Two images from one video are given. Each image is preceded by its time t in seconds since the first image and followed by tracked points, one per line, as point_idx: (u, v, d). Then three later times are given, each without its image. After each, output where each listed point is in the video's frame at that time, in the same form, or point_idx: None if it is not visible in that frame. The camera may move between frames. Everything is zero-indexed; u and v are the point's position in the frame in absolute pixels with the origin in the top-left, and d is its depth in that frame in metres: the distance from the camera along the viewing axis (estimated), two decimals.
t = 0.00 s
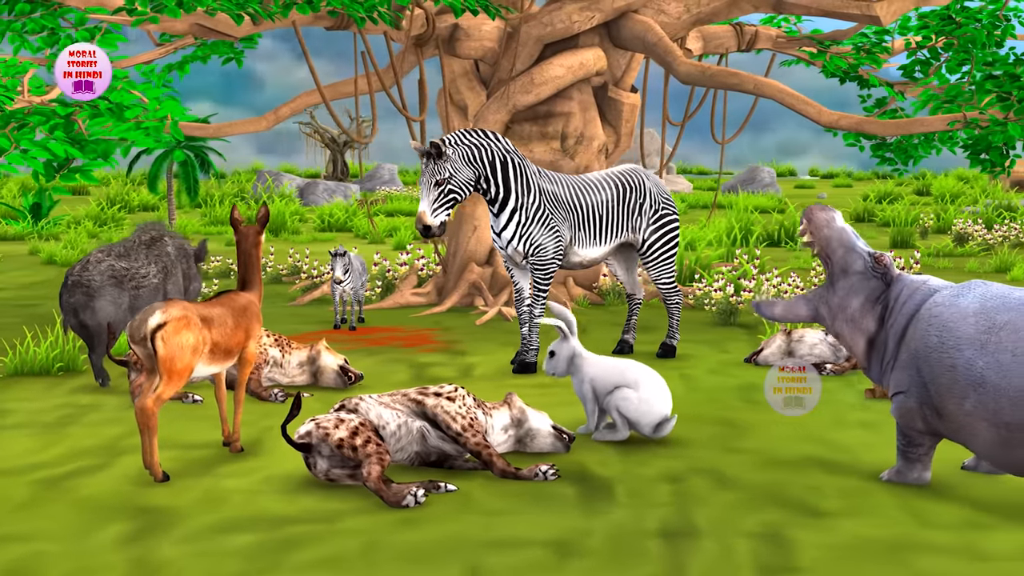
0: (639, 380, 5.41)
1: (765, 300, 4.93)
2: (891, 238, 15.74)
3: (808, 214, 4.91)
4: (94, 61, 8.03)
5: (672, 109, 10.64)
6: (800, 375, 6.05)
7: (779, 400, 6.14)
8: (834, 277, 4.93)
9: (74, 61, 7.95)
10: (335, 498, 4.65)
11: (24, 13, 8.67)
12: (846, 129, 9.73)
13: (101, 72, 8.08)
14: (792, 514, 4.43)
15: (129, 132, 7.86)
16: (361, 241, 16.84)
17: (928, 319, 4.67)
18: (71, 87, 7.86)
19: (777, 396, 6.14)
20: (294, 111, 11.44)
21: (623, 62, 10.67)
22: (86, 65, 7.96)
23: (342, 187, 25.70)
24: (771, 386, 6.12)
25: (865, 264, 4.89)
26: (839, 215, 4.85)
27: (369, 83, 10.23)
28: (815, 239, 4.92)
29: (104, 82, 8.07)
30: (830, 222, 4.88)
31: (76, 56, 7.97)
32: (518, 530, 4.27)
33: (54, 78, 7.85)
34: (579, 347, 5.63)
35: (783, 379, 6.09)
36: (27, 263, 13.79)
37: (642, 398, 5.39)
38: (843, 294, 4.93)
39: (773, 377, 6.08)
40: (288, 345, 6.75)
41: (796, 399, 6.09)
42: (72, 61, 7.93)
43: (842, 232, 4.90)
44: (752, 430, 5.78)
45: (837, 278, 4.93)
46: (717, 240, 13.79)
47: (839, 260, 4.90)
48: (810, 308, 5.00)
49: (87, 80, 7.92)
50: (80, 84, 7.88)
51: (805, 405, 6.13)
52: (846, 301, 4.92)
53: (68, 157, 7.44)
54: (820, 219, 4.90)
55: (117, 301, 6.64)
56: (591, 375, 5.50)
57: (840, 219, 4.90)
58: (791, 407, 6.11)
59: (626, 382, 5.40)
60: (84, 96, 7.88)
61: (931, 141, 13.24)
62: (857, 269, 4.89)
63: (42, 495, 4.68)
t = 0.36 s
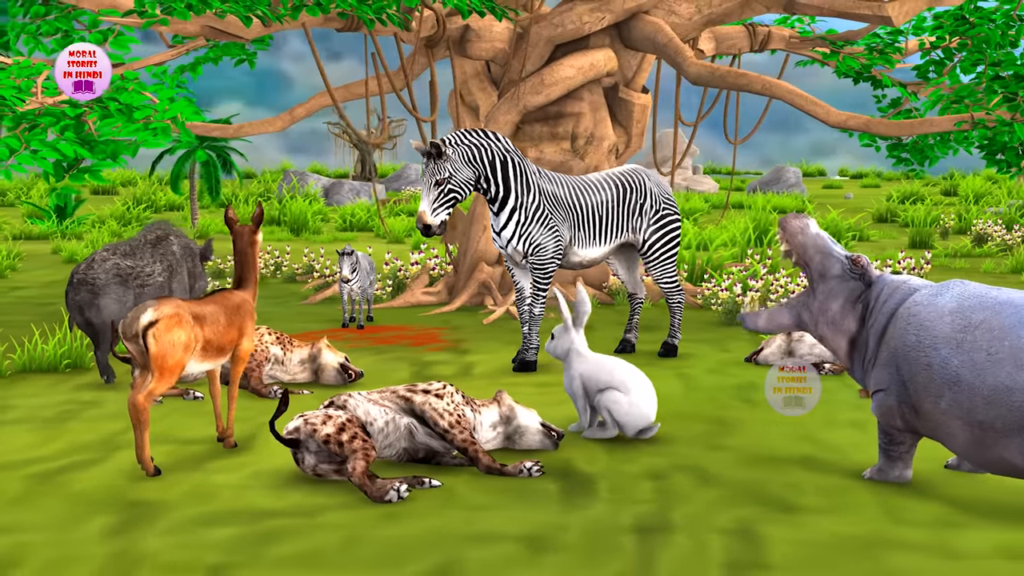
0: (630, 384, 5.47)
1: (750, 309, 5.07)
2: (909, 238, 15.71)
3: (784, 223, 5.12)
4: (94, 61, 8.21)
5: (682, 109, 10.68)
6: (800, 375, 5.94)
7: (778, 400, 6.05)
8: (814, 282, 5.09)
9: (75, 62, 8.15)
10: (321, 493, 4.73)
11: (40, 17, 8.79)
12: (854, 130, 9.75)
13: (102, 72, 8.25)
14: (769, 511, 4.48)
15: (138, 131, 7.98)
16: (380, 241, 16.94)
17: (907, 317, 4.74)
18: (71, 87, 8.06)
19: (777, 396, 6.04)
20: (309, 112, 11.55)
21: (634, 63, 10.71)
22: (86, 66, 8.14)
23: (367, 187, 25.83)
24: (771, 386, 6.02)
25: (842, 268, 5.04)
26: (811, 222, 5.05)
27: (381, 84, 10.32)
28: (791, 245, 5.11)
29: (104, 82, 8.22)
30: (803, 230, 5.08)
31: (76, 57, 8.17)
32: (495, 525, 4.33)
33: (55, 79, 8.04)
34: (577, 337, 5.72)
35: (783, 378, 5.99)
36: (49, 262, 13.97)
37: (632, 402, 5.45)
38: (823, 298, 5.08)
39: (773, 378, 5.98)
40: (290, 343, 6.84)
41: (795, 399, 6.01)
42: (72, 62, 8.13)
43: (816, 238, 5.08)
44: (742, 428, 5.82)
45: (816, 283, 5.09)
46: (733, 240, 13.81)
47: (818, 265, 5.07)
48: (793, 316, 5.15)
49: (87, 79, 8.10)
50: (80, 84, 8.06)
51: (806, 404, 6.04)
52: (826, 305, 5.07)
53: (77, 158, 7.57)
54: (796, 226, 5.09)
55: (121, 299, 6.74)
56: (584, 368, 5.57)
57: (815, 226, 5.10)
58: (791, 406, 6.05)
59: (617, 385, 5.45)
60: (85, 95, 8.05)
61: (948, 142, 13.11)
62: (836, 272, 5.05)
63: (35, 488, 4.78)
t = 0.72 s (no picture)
0: (632, 388, 5.54)
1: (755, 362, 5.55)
2: (928, 238, 15.68)
3: (755, 266, 5.61)
4: (94, 62, 8.54)
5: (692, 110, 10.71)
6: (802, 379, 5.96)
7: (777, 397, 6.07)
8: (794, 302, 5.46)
9: (74, 62, 8.40)
10: (308, 488, 4.83)
11: (53, 18, 9.00)
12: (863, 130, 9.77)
13: (103, 72, 8.59)
14: (747, 508, 4.55)
15: (146, 131, 8.12)
16: (400, 240, 17.04)
17: (887, 316, 4.89)
18: (71, 86, 8.28)
19: (776, 395, 6.05)
20: (324, 112, 11.66)
21: (645, 63, 10.76)
22: (86, 66, 8.43)
23: (390, 186, 25.95)
24: (771, 388, 6.01)
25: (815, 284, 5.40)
26: (773, 256, 5.52)
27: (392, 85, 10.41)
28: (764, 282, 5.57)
29: (104, 82, 8.52)
30: (771, 264, 5.55)
31: (76, 56, 8.43)
32: (475, 519, 4.42)
33: (55, 79, 8.27)
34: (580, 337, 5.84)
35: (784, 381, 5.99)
36: (70, 261, 14.15)
37: (633, 408, 5.53)
38: (807, 315, 5.41)
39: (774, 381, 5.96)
40: (293, 341, 6.91)
41: (795, 400, 6.06)
42: (73, 63, 8.42)
43: (786, 265, 5.50)
44: (733, 427, 5.89)
45: (798, 303, 5.45)
46: (748, 240, 13.84)
47: (795, 288, 5.46)
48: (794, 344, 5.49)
49: (86, 79, 8.34)
50: (79, 83, 8.30)
51: (803, 403, 6.10)
52: (809, 317, 5.38)
53: (88, 158, 7.71)
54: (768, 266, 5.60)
55: (127, 297, 6.87)
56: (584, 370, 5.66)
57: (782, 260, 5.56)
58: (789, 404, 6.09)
59: (621, 389, 5.52)
60: (84, 95, 8.28)
61: (963, 142, 13.07)
62: (813, 287, 5.39)
63: (31, 481, 4.90)
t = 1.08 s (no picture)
0: (625, 387, 5.59)
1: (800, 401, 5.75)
2: (943, 239, 15.66)
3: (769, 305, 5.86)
4: (94, 62, 8.66)
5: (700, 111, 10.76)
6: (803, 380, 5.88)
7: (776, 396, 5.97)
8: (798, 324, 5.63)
9: (75, 61, 8.50)
10: (300, 483, 4.91)
11: (69, 21, 9.22)
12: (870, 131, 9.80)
13: (103, 73, 8.68)
14: (729, 504, 4.60)
15: (152, 134, 8.28)
16: (417, 241, 17.13)
17: (876, 316, 4.93)
18: (70, 86, 8.38)
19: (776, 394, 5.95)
20: (336, 113, 11.76)
21: (654, 64, 10.82)
22: (86, 66, 8.54)
23: (411, 187, 26.06)
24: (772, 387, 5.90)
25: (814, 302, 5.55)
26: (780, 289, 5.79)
27: (402, 87, 10.51)
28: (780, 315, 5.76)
29: (104, 82, 8.63)
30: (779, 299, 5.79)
31: (76, 56, 8.52)
32: (459, 514, 4.49)
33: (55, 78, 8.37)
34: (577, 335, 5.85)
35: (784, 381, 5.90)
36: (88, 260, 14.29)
37: (625, 406, 5.59)
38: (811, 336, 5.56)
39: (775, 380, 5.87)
40: (295, 339, 7.01)
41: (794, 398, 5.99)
42: (72, 63, 8.54)
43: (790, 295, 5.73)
44: (726, 425, 5.94)
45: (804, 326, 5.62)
46: (761, 240, 13.86)
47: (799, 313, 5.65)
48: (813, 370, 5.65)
49: (85, 79, 8.44)
50: (79, 83, 8.40)
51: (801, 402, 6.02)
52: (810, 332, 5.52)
53: (100, 159, 7.83)
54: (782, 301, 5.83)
55: (132, 296, 6.98)
56: (580, 363, 5.64)
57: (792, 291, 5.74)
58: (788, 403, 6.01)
59: (614, 388, 5.57)
60: (84, 95, 8.38)
61: (976, 142, 13.05)
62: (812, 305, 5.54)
63: (30, 475, 5.00)
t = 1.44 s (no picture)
0: (617, 385, 5.66)
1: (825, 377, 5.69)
2: (960, 239, 15.64)
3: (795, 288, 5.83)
4: (95, 62, 8.84)
5: (709, 111, 10.80)
6: (801, 376, 6.16)
7: (779, 400, 6.22)
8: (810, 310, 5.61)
9: (76, 62, 8.66)
10: (292, 478, 5.01)
11: (83, 24, 9.41)
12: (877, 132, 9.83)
13: (103, 73, 8.86)
14: (711, 500, 4.68)
15: (161, 133, 8.37)
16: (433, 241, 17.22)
17: (867, 314, 4.93)
18: (70, 86, 8.54)
19: (777, 397, 6.22)
20: (349, 114, 11.88)
21: (664, 66, 10.81)
22: (86, 66, 8.70)
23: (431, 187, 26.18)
24: (771, 387, 6.20)
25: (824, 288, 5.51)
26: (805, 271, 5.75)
27: (412, 88, 10.61)
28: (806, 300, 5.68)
29: (104, 82, 8.78)
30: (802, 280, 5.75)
31: (75, 57, 8.67)
32: (443, 507, 4.58)
33: (54, 78, 8.54)
34: (578, 329, 5.90)
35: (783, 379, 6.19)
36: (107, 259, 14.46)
37: (617, 404, 5.66)
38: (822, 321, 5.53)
39: (772, 376, 6.18)
40: (299, 337, 7.12)
41: (796, 399, 6.18)
42: (73, 63, 8.70)
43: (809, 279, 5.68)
44: (718, 423, 6.01)
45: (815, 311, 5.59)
46: (775, 241, 13.90)
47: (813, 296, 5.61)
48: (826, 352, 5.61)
49: (86, 80, 8.58)
50: (79, 84, 8.54)
51: (806, 406, 6.19)
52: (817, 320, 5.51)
53: (109, 160, 7.98)
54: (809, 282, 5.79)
55: (138, 294, 7.11)
56: (576, 356, 5.69)
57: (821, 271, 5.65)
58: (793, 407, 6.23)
59: (606, 385, 5.64)
60: (84, 95, 8.53)
61: (989, 143, 13.03)
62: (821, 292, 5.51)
63: (30, 468, 5.12)
